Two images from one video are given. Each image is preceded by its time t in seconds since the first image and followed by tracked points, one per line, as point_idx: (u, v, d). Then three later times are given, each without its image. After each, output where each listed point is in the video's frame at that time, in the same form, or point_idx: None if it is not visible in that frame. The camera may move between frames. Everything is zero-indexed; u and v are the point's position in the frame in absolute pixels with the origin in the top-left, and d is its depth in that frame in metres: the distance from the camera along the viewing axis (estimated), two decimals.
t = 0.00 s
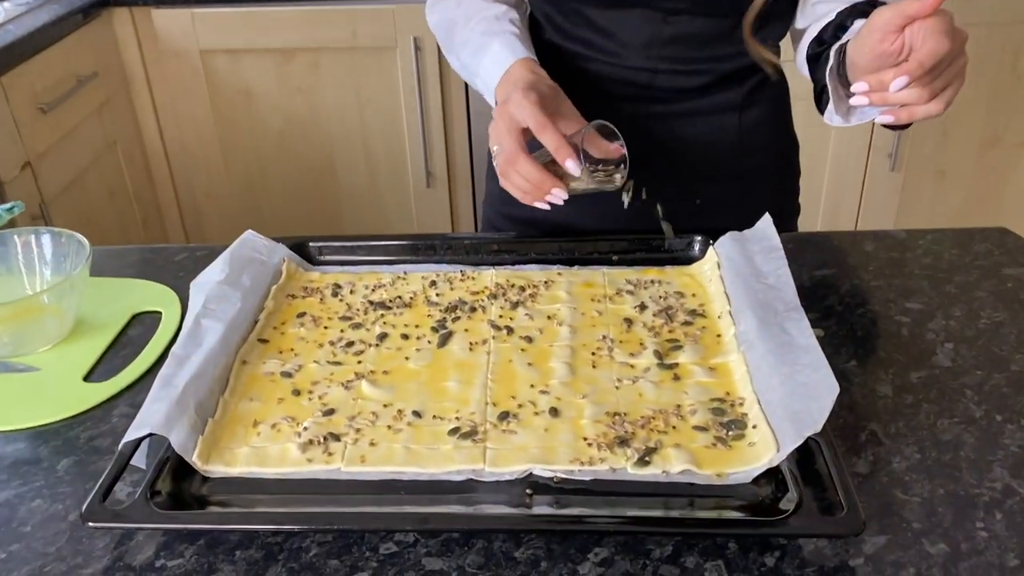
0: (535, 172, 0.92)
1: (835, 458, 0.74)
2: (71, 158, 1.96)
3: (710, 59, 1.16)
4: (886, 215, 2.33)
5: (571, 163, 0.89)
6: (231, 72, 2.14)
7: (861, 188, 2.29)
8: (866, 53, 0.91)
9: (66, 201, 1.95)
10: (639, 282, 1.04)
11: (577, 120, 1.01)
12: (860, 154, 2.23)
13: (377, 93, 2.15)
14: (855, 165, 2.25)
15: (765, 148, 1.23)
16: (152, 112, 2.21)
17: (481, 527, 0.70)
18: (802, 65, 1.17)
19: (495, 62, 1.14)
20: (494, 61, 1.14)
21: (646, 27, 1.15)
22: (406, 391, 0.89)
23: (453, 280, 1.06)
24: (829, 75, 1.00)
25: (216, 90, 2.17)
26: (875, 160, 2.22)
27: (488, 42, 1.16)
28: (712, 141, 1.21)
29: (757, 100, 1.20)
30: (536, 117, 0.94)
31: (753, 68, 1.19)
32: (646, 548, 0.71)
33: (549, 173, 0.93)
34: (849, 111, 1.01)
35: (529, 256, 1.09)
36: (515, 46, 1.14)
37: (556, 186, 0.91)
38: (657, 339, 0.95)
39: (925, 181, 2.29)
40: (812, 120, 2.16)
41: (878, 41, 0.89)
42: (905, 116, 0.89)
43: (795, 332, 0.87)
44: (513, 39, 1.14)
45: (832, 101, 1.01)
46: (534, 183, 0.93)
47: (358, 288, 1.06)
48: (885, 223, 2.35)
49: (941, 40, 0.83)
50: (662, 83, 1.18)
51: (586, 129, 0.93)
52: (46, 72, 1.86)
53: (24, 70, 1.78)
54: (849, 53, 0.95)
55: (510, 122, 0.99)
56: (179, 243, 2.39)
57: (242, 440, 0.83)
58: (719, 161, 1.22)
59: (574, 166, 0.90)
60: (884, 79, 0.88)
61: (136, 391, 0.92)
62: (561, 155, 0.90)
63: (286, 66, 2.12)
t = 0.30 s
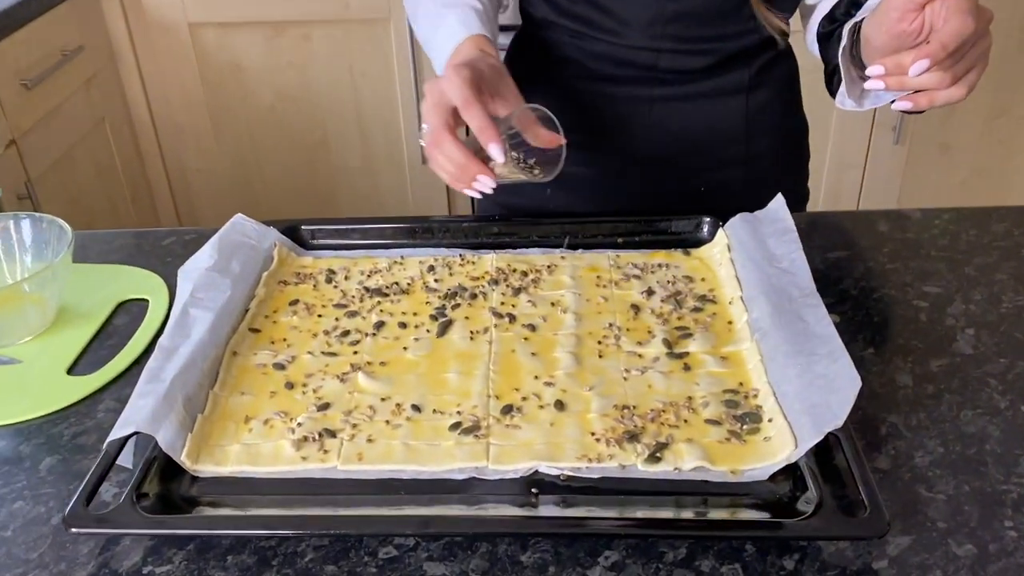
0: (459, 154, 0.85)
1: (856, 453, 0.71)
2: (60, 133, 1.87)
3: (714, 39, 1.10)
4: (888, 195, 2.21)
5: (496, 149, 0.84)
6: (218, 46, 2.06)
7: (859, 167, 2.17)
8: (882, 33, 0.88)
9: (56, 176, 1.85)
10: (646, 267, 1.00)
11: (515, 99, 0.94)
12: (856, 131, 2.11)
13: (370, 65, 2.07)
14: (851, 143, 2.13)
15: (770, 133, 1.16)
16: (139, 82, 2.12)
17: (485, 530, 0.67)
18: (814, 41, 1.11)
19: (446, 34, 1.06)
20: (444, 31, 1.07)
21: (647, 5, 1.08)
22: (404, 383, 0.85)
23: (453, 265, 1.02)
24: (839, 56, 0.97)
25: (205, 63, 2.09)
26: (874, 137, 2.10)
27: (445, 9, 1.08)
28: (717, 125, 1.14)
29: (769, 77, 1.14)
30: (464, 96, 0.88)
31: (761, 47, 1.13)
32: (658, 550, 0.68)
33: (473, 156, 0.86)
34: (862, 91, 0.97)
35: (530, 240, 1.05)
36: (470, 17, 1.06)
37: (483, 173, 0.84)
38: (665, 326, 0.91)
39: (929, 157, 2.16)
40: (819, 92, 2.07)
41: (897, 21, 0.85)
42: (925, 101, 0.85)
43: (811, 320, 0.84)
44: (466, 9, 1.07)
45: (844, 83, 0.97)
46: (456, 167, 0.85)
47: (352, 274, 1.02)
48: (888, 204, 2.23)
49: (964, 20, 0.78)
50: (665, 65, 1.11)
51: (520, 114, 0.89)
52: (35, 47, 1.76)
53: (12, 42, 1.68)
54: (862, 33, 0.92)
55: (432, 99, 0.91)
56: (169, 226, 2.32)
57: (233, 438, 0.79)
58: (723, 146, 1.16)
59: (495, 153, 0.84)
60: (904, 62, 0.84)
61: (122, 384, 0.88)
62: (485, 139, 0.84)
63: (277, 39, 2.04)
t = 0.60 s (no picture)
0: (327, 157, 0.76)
1: (882, 454, 0.68)
2: (48, 114, 1.79)
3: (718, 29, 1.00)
4: (889, 178, 2.08)
5: (355, 156, 0.73)
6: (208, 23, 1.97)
7: (858, 148, 2.03)
8: (900, 24, 0.82)
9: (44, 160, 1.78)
10: (656, 256, 0.97)
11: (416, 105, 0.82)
12: (851, 111, 1.97)
13: (359, 44, 1.97)
14: (847, 124, 1.99)
15: (781, 123, 1.07)
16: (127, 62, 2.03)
17: (498, 541, 0.64)
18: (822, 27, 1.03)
19: (383, 30, 0.97)
20: (381, 26, 0.97)
21: None
22: (409, 381, 0.82)
23: (456, 255, 0.99)
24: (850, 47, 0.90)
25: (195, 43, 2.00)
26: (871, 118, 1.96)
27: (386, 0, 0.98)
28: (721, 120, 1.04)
29: (778, 64, 1.05)
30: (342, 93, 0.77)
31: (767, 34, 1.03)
32: (678, 558, 0.65)
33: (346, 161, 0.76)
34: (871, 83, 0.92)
35: (536, 228, 1.02)
36: (410, 15, 0.96)
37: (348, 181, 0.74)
38: (678, 319, 0.88)
39: (930, 137, 2.02)
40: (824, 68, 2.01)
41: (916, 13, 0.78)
42: (947, 98, 0.78)
43: (831, 312, 0.81)
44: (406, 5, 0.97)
45: (856, 76, 0.91)
46: (326, 170, 0.76)
47: (352, 266, 0.98)
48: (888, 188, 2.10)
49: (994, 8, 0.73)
50: (665, 57, 1.01)
51: (409, 118, 0.77)
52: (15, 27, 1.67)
53: None
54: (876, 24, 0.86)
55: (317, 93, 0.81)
56: (164, 216, 2.25)
57: (231, 441, 0.76)
58: (727, 143, 1.06)
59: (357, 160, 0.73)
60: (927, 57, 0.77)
61: (115, 383, 0.85)
62: (348, 144, 0.74)
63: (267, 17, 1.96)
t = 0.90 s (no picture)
0: (337, 180, 0.68)
1: (910, 456, 0.66)
2: (38, 100, 1.64)
3: (723, 24, 0.95)
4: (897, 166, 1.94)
5: (375, 185, 0.67)
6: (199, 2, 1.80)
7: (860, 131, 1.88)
8: (920, 26, 0.75)
9: (37, 145, 1.63)
10: (669, 248, 0.94)
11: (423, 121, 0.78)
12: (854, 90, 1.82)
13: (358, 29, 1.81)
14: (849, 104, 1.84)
15: (789, 118, 1.02)
16: (116, 44, 1.85)
17: (518, 551, 0.61)
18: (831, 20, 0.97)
19: (371, 28, 0.91)
20: (366, 25, 0.91)
21: None
22: (419, 381, 0.80)
23: (464, 249, 0.96)
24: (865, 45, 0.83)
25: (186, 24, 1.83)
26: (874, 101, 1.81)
27: None
28: (729, 117, 1.00)
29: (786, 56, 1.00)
30: (350, 112, 0.70)
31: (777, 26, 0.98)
32: (703, 567, 0.63)
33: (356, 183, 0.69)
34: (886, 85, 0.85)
35: (545, 219, 0.99)
36: (398, 13, 0.90)
37: (361, 206, 0.68)
38: (695, 315, 0.85)
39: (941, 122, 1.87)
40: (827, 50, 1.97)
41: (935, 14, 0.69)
42: (967, 108, 0.69)
43: (852, 307, 0.79)
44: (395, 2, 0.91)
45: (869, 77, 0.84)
46: (334, 194, 0.69)
47: (357, 260, 0.96)
48: (888, 176, 1.95)
49: None
50: (669, 54, 0.97)
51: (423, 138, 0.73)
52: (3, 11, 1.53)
53: None
54: (893, 25, 0.79)
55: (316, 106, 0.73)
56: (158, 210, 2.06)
57: (237, 444, 0.74)
58: (734, 142, 1.02)
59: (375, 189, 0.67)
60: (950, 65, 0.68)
61: (115, 383, 0.82)
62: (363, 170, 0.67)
63: None
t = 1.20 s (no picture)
0: (353, 185, 0.66)
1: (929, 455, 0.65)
2: (28, 87, 1.54)
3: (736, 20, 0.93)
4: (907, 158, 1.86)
5: (390, 192, 0.65)
6: None
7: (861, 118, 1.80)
8: (947, 27, 0.74)
9: (28, 132, 1.53)
10: (678, 242, 0.93)
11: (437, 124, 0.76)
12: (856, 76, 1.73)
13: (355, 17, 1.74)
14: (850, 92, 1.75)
15: (799, 111, 1.01)
16: (111, 29, 1.76)
17: (534, 555, 0.60)
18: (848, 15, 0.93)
19: (384, 21, 0.89)
20: (380, 19, 0.89)
21: None
22: (427, 378, 0.78)
23: (469, 242, 0.95)
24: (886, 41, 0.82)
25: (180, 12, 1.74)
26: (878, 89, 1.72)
27: None
28: (742, 112, 0.98)
29: (798, 50, 0.98)
30: (367, 115, 0.67)
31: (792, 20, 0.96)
32: (721, 569, 0.62)
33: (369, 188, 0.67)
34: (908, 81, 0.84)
35: (551, 211, 0.98)
36: (410, 4, 0.88)
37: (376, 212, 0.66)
38: (706, 310, 0.85)
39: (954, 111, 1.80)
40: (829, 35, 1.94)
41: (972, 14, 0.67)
42: (1001, 113, 0.67)
43: (867, 303, 0.78)
44: None
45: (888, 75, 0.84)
46: (348, 200, 0.66)
47: (360, 254, 0.94)
48: (887, 167, 1.87)
49: None
50: (681, 50, 0.94)
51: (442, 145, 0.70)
52: None
53: None
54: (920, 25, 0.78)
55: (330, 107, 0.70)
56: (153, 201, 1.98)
57: (242, 445, 0.72)
58: (746, 136, 1.00)
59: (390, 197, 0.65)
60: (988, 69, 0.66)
61: (116, 382, 0.80)
62: (379, 177, 0.65)
63: None
